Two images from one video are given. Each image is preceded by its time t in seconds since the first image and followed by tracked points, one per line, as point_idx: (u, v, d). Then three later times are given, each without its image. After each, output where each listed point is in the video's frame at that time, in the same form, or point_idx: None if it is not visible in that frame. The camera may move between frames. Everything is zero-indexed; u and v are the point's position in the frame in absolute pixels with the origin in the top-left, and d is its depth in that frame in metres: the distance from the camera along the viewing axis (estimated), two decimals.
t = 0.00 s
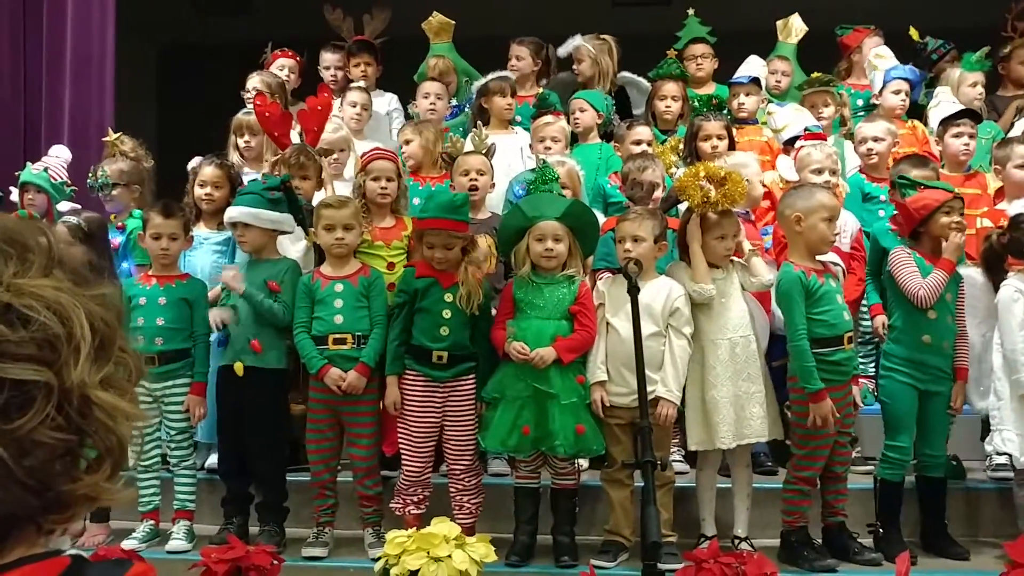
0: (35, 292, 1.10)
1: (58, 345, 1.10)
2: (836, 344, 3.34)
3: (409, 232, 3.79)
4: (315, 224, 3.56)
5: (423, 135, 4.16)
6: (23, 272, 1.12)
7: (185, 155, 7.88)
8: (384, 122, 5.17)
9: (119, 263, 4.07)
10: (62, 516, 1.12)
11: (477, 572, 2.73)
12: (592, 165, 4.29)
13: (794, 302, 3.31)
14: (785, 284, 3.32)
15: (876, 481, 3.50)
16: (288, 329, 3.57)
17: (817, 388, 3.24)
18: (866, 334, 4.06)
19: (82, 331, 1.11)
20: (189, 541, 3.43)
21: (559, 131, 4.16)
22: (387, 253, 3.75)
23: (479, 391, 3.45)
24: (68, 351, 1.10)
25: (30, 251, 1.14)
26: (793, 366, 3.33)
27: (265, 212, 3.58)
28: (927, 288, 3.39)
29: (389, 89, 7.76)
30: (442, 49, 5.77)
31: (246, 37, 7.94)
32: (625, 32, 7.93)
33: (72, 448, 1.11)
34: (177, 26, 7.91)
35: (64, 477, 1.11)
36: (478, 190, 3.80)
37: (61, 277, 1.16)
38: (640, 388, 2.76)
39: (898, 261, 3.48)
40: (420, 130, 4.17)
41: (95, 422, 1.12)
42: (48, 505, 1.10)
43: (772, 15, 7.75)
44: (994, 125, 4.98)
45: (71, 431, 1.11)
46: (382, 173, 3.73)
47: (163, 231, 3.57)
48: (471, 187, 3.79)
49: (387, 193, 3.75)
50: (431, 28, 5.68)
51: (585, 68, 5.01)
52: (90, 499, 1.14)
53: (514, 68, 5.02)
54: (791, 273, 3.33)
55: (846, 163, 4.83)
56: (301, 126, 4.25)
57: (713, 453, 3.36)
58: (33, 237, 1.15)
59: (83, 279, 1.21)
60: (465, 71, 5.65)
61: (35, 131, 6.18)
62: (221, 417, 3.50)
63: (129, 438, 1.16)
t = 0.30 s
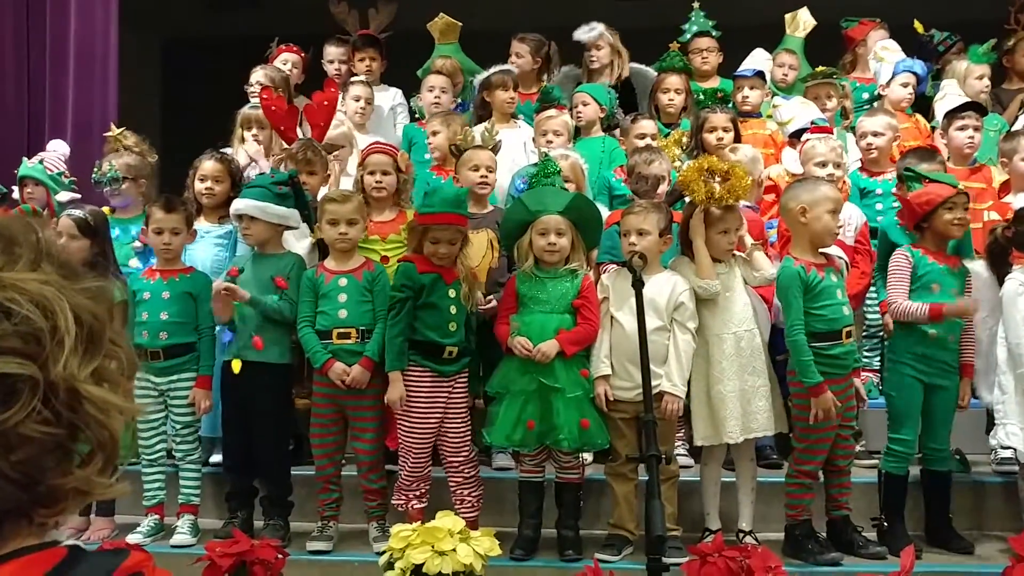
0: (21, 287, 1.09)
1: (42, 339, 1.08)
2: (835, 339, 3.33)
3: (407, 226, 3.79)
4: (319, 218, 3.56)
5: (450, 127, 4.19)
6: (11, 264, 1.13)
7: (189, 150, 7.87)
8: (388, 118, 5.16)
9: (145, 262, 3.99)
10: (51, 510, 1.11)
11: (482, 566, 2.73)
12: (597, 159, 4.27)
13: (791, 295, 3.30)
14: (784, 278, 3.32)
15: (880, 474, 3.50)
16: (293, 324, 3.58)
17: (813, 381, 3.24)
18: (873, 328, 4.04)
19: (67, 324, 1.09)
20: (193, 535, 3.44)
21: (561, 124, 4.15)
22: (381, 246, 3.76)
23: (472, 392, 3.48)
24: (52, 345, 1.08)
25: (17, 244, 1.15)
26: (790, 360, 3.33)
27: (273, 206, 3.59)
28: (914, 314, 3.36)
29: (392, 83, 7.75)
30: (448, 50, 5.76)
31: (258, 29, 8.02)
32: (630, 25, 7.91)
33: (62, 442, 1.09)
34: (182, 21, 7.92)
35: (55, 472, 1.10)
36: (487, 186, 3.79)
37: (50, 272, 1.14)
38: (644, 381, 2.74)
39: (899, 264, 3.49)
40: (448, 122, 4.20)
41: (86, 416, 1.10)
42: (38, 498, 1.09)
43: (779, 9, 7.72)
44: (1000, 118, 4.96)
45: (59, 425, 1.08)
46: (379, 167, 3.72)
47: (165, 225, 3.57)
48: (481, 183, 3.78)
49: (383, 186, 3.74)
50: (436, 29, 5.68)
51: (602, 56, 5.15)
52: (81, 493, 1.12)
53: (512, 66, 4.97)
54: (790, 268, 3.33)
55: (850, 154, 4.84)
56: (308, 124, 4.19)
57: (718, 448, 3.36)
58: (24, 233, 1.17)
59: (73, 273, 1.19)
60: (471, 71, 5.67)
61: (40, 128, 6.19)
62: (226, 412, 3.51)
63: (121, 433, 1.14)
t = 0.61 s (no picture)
0: (21, 282, 1.09)
1: (41, 334, 1.07)
2: (832, 332, 3.33)
3: (398, 219, 3.78)
4: (318, 213, 3.56)
5: (466, 121, 4.16)
6: (10, 259, 1.13)
7: (188, 145, 7.86)
8: (387, 113, 5.15)
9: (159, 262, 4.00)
10: (52, 505, 1.10)
11: (483, 560, 2.73)
12: (597, 152, 4.25)
13: (789, 289, 3.31)
14: (783, 271, 3.32)
15: (880, 467, 3.51)
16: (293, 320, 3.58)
17: (798, 376, 3.25)
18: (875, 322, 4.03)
19: (67, 318, 1.09)
20: (195, 529, 3.45)
21: (561, 118, 4.14)
22: (370, 241, 3.75)
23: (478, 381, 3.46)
24: (51, 340, 1.08)
25: (17, 238, 1.15)
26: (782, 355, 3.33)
27: (273, 199, 3.59)
28: (890, 342, 3.37)
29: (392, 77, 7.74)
30: (450, 44, 5.74)
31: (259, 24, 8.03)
32: (629, 19, 7.91)
33: (62, 437, 1.09)
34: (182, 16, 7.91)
35: (56, 467, 1.10)
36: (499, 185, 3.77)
37: (50, 266, 1.14)
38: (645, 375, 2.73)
39: (875, 274, 3.47)
40: (464, 115, 4.17)
41: (86, 410, 1.10)
42: (38, 492, 1.09)
43: (779, 3, 7.71)
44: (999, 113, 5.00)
45: (59, 420, 1.08)
46: (368, 161, 3.74)
47: (167, 220, 3.57)
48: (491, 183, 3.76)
49: (371, 181, 3.76)
50: (437, 23, 5.65)
51: (605, 53, 5.18)
52: (82, 489, 1.12)
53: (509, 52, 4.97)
54: (789, 260, 3.33)
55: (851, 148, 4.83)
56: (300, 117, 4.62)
57: (718, 443, 3.37)
58: (24, 227, 1.17)
59: (74, 268, 1.19)
60: (470, 64, 5.65)
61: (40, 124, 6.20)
62: (227, 407, 3.52)
63: (122, 428, 1.14)
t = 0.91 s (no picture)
0: (34, 279, 1.08)
1: (54, 332, 1.07)
2: (828, 328, 3.34)
3: (389, 216, 3.78)
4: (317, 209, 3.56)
5: (462, 117, 4.13)
6: (23, 257, 1.11)
7: (186, 141, 7.86)
8: (387, 111, 5.13)
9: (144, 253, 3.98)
10: (60, 503, 1.10)
11: (481, 556, 2.74)
12: (595, 150, 4.26)
13: (787, 284, 3.32)
14: (781, 266, 3.32)
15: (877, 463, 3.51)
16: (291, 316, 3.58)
17: (801, 370, 3.26)
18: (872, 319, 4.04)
19: (78, 316, 1.09)
20: (193, 526, 3.45)
21: (560, 115, 4.14)
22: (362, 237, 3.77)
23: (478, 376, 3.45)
24: (64, 338, 1.08)
25: (28, 237, 1.14)
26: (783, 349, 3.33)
27: (271, 194, 3.59)
28: (886, 344, 3.39)
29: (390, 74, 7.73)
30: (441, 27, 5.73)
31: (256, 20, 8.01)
32: (626, 15, 7.93)
33: (73, 435, 1.09)
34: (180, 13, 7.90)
35: (66, 464, 1.09)
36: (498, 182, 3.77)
37: (62, 265, 1.13)
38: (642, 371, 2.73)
39: (865, 274, 3.48)
40: (460, 112, 4.14)
41: (96, 409, 1.10)
42: (48, 490, 1.09)
43: None
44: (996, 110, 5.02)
45: (70, 418, 1.08)
46: (364, 157, 3.74)
47: (167, 217, 3.57)
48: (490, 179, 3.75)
49: (365, 177, 3.77)
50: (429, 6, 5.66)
51: (603, 53, 5.17)
52: (90, 486, 1.12)
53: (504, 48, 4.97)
54: (787, 256, 3.34)
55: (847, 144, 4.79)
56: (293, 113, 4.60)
57: (716, 440, 3.37)
58: (36, 223, 1.16)
59: (84, 266, 1.18)
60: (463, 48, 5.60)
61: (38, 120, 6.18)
62: (225, 404, 3.53)
63: (131, 426, 1.14)
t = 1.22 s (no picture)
0: (48, 279, 1.08)
1: (66, 332, 1.07)
2: (828, 326, 3.35)
3: (394, 215, 3.77)
4: (317, 207, 3.56)
5: (446, 117, 4.07)
6: (37, 256, 1.10)
7: (186, 140, 7.86)
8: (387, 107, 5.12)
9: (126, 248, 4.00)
10: (70, 502, 1.10)
11: (481, 553, 2.74)
12: (596, 148, 4.25)
13: (788, 282, 3.31)
14: (782, 263, 3.32)
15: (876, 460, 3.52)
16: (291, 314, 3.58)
17: (804, 367, 3.26)
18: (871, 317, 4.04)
19: (92, 316, 1.09)
20: (193, 523, 3.45)
21: (560, 113, 4.14)
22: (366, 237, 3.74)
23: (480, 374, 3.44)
24: (76, 338, 1.08)
25: (42, 236, 1.13)
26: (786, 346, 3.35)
27: (271, 194, 3.59)
28: (889, 333, 3.38)
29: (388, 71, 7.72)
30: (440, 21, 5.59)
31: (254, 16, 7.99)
32: (625, 12, 7.94)
33: (83, 434, 1.09)
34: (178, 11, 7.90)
35: (75, 464, 1.09)
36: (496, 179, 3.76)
37: (76, 264, 1.13)
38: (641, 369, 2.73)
39: (880, 261, 3.46)
40: (444, 111, 4.08)
41: (107, 409, 1.10)
42: (57, 489, 1.08)
43: None
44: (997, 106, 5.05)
45: (81, 418, 1.08)
46: (367, 155, 3.73)
47: (166, 215, 3.57)
48: (490, 177, 3.75)
49: (369, 175, 3.76)
50: None
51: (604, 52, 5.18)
52: (99, 486, 1.12)
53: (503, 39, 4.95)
54: (788, 252, 3.34)
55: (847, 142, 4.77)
56: (290, 111, 4.56)
57: (717, 438, 3.38)
58: (51, 223, 1.15)
59: (97, 265, 1.17)
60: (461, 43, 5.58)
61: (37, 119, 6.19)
62: (225, 401, 3.53)
63: (141, 426, 1.14)
